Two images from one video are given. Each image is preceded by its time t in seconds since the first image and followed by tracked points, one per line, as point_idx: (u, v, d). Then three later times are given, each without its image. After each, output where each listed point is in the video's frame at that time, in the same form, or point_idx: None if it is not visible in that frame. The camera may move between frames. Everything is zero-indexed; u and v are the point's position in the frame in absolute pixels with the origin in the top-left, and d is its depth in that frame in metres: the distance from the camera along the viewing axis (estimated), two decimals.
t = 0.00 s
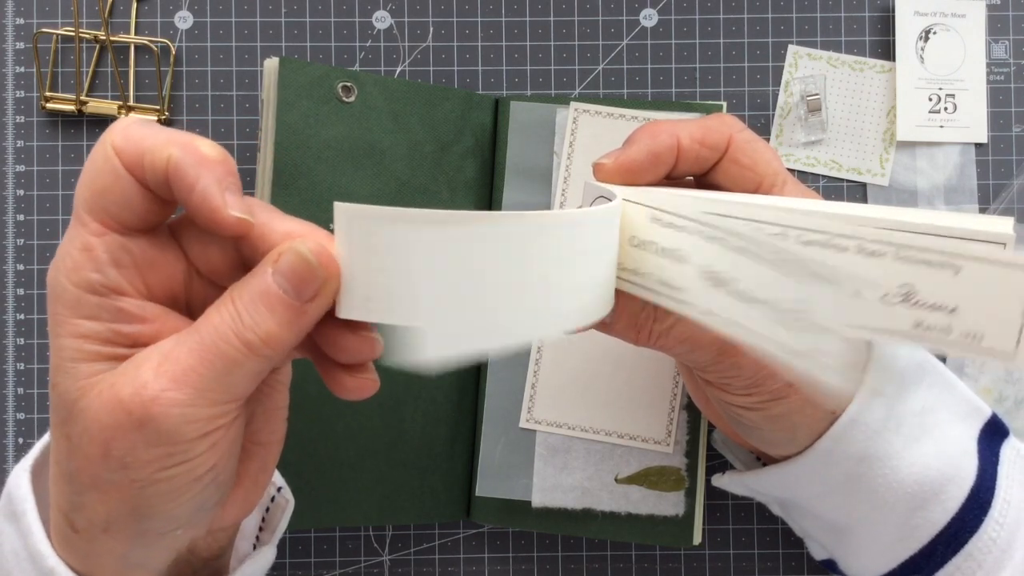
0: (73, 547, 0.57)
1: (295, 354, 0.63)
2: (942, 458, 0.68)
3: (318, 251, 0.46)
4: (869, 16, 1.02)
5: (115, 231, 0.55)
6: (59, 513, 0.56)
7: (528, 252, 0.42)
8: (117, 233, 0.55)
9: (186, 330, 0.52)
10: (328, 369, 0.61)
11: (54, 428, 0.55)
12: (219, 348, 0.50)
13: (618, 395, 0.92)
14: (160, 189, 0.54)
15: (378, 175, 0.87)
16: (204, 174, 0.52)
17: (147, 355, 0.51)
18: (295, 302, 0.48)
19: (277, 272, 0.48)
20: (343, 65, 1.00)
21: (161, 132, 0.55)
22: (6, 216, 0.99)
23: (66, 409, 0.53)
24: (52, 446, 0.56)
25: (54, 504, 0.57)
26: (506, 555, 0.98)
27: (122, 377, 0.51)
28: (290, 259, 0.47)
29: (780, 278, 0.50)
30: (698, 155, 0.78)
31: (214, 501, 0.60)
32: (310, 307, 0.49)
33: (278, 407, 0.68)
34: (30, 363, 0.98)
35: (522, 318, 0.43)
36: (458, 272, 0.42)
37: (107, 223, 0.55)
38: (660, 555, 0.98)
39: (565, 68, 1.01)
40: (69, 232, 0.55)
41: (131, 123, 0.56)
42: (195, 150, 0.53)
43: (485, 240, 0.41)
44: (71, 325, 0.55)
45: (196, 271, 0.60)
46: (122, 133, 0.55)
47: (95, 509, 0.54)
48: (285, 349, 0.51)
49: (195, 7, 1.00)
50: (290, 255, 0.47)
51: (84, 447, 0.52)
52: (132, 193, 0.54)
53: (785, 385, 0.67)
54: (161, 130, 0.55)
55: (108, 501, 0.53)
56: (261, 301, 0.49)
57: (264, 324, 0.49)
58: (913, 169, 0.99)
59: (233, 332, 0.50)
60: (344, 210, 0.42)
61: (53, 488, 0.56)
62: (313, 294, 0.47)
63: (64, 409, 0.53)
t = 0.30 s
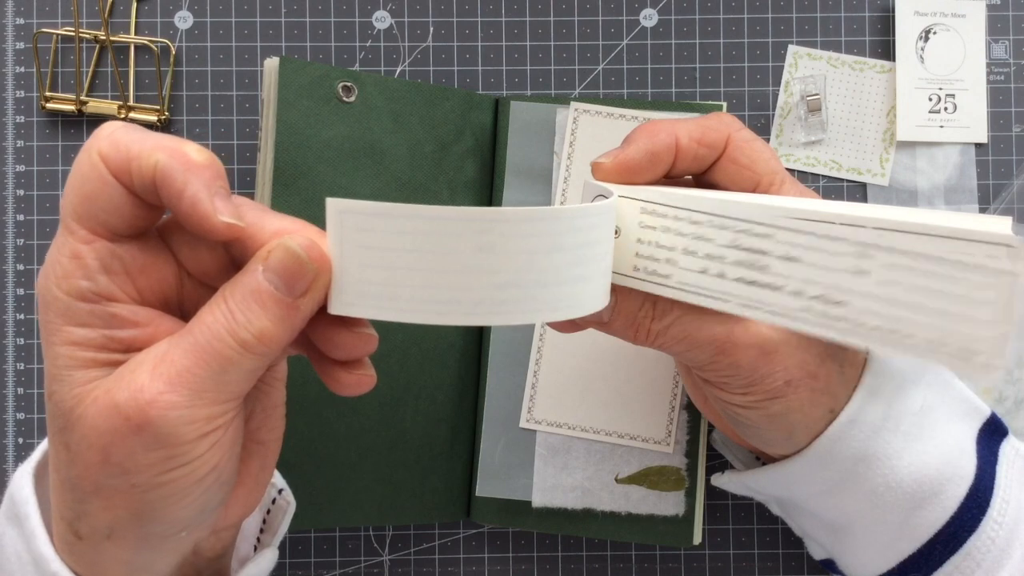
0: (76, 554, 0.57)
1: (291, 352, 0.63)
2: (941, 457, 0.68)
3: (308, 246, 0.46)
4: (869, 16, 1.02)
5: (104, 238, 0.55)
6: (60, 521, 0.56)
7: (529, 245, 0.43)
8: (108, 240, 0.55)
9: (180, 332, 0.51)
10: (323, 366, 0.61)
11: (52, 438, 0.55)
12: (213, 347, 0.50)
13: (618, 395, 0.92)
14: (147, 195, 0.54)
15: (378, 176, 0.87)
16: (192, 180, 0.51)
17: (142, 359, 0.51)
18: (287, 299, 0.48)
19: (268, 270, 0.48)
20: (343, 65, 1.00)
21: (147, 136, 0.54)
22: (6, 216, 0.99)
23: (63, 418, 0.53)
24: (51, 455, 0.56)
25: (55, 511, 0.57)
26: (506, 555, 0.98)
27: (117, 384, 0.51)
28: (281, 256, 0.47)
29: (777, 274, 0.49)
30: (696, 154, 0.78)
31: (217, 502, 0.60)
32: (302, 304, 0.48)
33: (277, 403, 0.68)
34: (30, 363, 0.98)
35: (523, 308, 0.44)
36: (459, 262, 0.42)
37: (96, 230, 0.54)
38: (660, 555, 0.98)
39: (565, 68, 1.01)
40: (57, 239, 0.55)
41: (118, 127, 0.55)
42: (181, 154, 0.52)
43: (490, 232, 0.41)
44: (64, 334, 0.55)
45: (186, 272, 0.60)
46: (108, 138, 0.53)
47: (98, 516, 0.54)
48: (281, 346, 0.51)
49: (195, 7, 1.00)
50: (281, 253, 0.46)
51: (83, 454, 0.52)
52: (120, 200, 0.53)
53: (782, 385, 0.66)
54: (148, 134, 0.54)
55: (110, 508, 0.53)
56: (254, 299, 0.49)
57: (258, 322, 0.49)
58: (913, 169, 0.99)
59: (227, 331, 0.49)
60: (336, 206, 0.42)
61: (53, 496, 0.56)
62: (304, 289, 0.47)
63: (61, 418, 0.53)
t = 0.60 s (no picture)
0: (82, 558, 0.57)
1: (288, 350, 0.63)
2: (941, 457, 0.68)
3: (304, 238, 0.45)
4: (869, 16, 1.02)
5: (99, 237, 0.55)
6: (66, 525, 0.56)
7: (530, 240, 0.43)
8: (103, 239, 0.55)
9: (181, 331, 0.52)
10: (323, 367, 0.61)
11: (55, 442, 0.55)
12: (214, 344, 0.50)
13: (618, 395, 0.92)
14: (139, 194, 0.53)
15: (378, 176, 0.87)
16: (184, 177, 0.51)
17: (143, 360, 0.51)
18: (285, 293, 0.48)
19: (265, 264, 0.48)
20: (343, 65, 1.00)
21: (137, 135, 0.54)
22: (7, 216, 0.99)
23: (66, 422, 0.54)
24: (54, 460, 0.56)
25: (59, 515, 0.57)
26: (506, 555, 0.98)
27: (120, 385, 0.51)
28: (278, 249, 0.46)
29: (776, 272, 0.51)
30: (696, 154, 0.78)
31: (223, 501, 0.60)
32: (299, 298, 0.48)
33: (277, 401, 0.68)
34: (30, 363, 0.98)
35: (522, 305, 0.44)
36: (459, 259, 0.42)
37: (92, 230, 0.54)
38: (660, 555, 0.98)
39: (565, 68, 1.01)
40: (52, 239, 0.55)
41: (107, 127, 0.55)
42: (172, 152, 0.52)
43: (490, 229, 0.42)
44: (63, 335, 0.54)
45: (183, 267, 0.60)
46: (97, 138, 0.53)
47: (104, 518, 0.54)
48: (281, 340, 0.51)
49: (195, 7, 1.00)
50: (277, 245, 0.46)
51: (88, 456, 0.52)
52: (112, 199, 0.53)
53: (781, 384, 0.65)
54: (138, 133, 0.54)
55: (116, 509, 0.54)
56: (253, 294, 0.49)
57: (258, 317, 0.49)
58: (913, 169, 0.99)
59: (228, 327, 0.49)
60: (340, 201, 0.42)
61: (58, 500, 0.56)
62: (300, 284, 0.47)
63: (64, 423, 0.54)
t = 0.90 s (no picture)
0: (78, 557, 0.57)
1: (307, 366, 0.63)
2: (943, 458, 0.68)
3: (335, 268, 0.44)
4: (869, 16, 1.02)
5: (122, 234, 0.55)
6: (64, 524, 0.56)
7: (543, 245, 0.43)
8: (125, 236, 0.55)
9: (196, 343, 0.51)
10: (341, 380, 0.61)
11: (60, 441, 0.54)
12: (231, 366, 0.50)
13: (619, 395, 0.92)
14: (168, 189, 0.55)
15: (377, 175, 0.87)
16: (212, 167, 0.53)
17: (156, 371, 0.51)
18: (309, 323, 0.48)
19: (292, 292, 0.48)
20: (343, 65, 1.00)
21: (167, 132, 0.56)
22: (7, 216, 0.99)
23: (71, 423, 0.53)
24: (57, 457, 0.55)
25: (57, 514, 0.57)
26: (506, 555, 0.98)
27: (130, 395, 0.51)
28: (306, 278, 0.46)
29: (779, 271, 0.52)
30: (699, 153, 0.78)
31: (222, 513, 0.60)
32: (322, 327, 0.48)
33: (283, 414, 0.67)
34: (30, 363, 0.98)
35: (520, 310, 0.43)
36: (461, 264, 0.42)
37: (115, 225, 0.54)
38: (660, 555, 0.98)
39: (564, 68, 1.01)
40: (74, 236, 0.55)
41: (139, 128, 0.56)
42: (203, 145, 0.54)
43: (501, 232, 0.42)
44: (70, 334, 0.53)
45: (202, 279, 0.60)
46: (130, 135, 0.55)
47: (103, 521, 0.54)
48: (297, 363, 0.51)
49: (195, 7, 1.00)
50: (303, 273, 0.46)
51: (93, 462, 0.52)
52: (139, 192, 0.54)
53: (784, 384, 0.66)
54: (168, 132, 0.56)
55: (116, 515, 0.53)
56: (276, 319, 0.49)
57: (278, 343, 0.49)
58: (913, 169, 0.99)
59: (246, 348, 0.49)
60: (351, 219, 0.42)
61: (57, 499, 0.56)
62: (326, 316, 0.47)
63: (69, 423, 0.53)
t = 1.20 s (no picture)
0: (102, 567, 0.57)
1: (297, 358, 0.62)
2: (942, 458, 0.68)
3: (304, 247, 0.45)
4: (869, 16, 1.02)
5: (106, 249, 0.55)
6: (85, 535, 0.57)
7: (554, 245, 0.42)
8: (110, 251, 0.55)
9: (186, 342, 0.52)
10: (334, 380, 0.61)
11: (69, 455, 0.55)
12: (218, 356, 0.50)
13: (618, 395, 0.92)
14: (144, 203, 0.54)
15: (378, 175, 0.87)
16: (188, 186, 0.51)
17: (151, 374, 0.51)
18: (290, 303, 0.48)
19: (266, 274, 0.48)
20: (343, 65, 1.00)
21: (142, 145, 0.54)
22: (6, 216, 0.99)
23: (78, 436, 0.53)
24: (70, 472, 0.56)
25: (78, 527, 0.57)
26: (506, 555, 0.98)
27: (129, 400, 0.51)
28: (278, 260, 0.46)
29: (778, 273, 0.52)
30: (698, 155, 0.78)
31: (238, 509, 0.60)
32: (303, 308, 0.48)
33: (294, 406, 0.69)
34: (30, 363, 0.98)
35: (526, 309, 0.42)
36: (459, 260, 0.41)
37: (99, 241, 0.54)
38: (660, 555, 0.98)
39: (565, 68, 1.01)
40: (61, 251, 0.55)
41: (115, 139, 0.55)
42: (176, 161, 0.52)
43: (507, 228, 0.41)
44: (73, 349, 0.55)
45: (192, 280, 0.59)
46: (106, 150, 0.54)
47: (122, 528, 0.54)
48: (284, 350, 0.51)
49: (195, 7, 1.00)
50: (277, 255, 0.46)
51: (103, 470, 0.52)
52: (119, 209, 0.53)
53: (784, 386, 0.66)
54: (144, 145, 0.54)
55: (134, 520, 0.54)
56: (254, 304, 0.49)
57: (262, 328, 0.49)
58: (913, 169, 0.99)
59: (232, 337, 0.49)
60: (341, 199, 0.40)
61: (76, 512, 0.57)
62: (304, 293, 0.47)
63: (76, 436, 0.54)
